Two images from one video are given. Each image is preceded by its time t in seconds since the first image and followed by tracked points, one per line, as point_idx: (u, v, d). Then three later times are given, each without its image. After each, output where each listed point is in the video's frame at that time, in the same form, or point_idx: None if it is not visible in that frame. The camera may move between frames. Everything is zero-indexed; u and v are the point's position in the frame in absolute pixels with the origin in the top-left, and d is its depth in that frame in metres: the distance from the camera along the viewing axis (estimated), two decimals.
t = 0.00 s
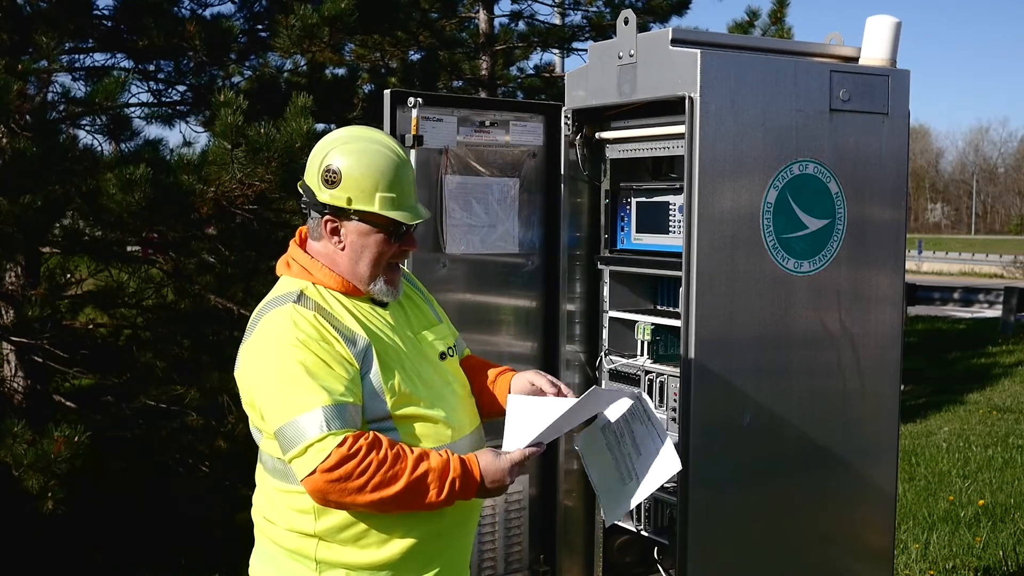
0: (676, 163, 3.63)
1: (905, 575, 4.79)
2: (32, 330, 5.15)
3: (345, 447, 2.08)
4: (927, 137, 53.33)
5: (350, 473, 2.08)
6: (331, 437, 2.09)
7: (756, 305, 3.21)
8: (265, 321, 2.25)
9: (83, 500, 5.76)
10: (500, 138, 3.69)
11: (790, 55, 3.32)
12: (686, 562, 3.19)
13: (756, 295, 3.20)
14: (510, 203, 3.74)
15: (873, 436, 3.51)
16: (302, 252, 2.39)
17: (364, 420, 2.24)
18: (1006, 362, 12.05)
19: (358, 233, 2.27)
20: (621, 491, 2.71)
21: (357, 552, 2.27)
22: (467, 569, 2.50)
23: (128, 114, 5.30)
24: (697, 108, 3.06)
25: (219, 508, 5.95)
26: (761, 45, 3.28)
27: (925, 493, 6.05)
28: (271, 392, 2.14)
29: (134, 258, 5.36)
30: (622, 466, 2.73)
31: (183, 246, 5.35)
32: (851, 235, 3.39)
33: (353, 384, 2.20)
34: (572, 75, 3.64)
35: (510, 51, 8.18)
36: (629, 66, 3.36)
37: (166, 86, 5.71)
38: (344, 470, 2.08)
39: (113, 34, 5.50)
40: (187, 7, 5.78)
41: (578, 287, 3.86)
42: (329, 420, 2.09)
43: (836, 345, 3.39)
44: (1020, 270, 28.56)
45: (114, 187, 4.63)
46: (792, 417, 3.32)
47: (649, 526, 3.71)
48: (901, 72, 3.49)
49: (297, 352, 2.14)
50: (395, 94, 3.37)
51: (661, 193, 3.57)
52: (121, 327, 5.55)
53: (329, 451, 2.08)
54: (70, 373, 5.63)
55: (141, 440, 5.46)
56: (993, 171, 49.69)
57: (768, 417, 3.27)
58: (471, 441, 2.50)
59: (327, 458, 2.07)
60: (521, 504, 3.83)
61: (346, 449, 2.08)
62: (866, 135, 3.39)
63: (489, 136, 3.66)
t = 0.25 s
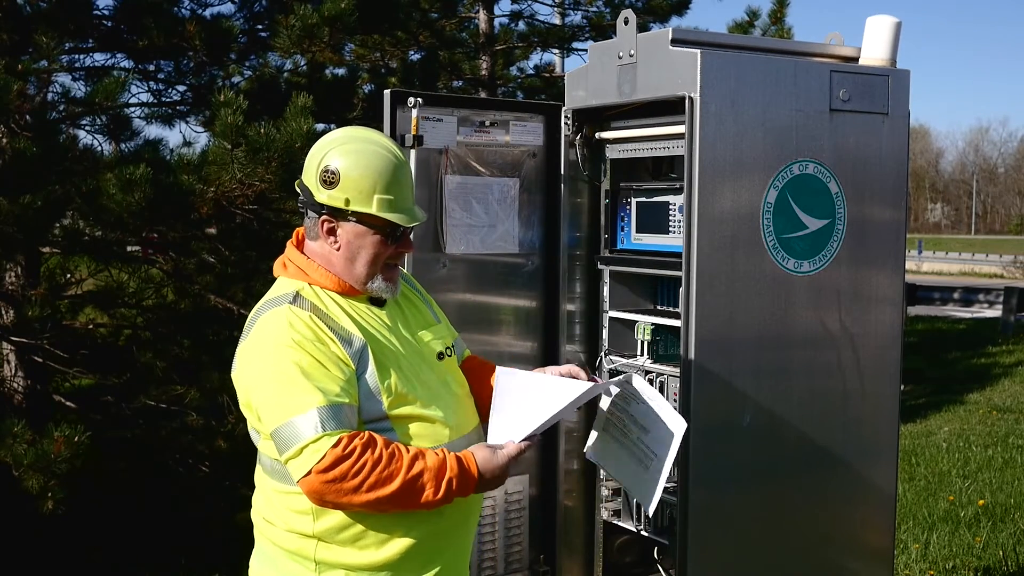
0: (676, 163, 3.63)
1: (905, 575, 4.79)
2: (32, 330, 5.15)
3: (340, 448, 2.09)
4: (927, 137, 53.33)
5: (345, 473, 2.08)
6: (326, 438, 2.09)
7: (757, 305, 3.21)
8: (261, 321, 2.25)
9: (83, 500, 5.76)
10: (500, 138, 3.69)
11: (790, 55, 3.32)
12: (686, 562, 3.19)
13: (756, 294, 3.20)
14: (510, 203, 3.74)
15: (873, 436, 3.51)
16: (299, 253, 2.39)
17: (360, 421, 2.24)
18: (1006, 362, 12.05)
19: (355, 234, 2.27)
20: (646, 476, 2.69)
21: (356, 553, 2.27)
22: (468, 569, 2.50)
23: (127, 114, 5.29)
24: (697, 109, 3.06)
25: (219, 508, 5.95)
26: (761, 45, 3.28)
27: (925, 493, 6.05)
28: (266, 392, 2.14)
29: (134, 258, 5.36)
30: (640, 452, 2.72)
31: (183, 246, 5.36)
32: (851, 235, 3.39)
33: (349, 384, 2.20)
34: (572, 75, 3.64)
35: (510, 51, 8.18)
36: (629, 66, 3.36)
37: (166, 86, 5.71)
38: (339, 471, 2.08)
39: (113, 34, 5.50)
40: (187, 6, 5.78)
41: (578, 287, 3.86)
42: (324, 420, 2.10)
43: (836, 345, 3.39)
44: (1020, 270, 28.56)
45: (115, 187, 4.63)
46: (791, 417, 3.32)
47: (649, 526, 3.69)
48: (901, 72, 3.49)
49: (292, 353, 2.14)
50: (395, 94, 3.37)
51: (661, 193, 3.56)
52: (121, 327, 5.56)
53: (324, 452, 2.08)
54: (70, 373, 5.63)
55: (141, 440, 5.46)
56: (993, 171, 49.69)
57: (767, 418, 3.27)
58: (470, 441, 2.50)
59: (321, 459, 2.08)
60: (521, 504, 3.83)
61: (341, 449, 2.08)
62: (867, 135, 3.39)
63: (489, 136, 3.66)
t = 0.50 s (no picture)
0: (676, 163, 3.64)
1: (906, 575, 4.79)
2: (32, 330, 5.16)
3: (340, 448, 2.08)
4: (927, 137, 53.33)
5: (346, 474, 2.08)
6: (326, 438, 2.09)
7: (757, 305, 3.21)
8: (259, 323, 2.25)
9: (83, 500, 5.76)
10: (500, 138, 3.69)
11: (790, 55, 3.31)
12: (686, 563, 3.19)
13: (756, 294, 3.20)
14: (510, 203, 3.75)
15: (873, 436, 3.51)
16: (298, 254, 2.39)
17: (359, 421, 2.24)
18: (1006, 362, 12.05)
19: (353, 236, 2.27)
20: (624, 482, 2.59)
21: (357, 553, 2.27)
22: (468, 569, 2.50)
23: (127, 114, 5.29)
24: (697, 109, 3.06)
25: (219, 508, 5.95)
26: (761, 45, 3.28)
27: (925, 493, 6.04)
28: (266, 393, 2.14)
29: (134, 258, 5.41)
30: (616, 455, 2.62)
31: (183, 246, 5.39)
32: (851, 235, 3.39)
33: (349, 384, 2.20)
34: (572, 75, 3.64)
35: (510, 51, 8.18)
36: (629, 66, 3.36)
37: (166, 86, 5.71)
38: (340, 471, 2.08)
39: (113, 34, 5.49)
40: (187, 6, 5.78)
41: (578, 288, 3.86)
42: (324, 421, 2.10)
43: (836, 345, 3.39)
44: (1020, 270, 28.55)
45: (115, 187, 4.63)
46: (792, 418, 3.32)
47: (649, 526, 3.68)
48: (901, 72, 3.48)
49: (291, 354, 2.14)
50: (395, 94, 3.37)
51: (661, 193, 3.56)
52: (121, 327, 5.57)
53: (324, 452, 2.08)
54: (70, 373, 5.63)
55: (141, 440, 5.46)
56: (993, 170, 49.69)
57: (767, 418, 3.27)
58: (469, 440, 2.50)
59: (322, 459, 2.07)
60: (521, 504, 3.83)
61: (342, 450, 2.08)
62: (867, 135, 3.39)
63: (489, 136, 3.66)
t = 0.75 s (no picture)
0: (676, 163, 3.63)
1: (906, 575, 4.79)
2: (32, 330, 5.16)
3: (348, 448, 2.08)
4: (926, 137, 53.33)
5: (354, 475, 2.08)
6: (333, 438, 2.09)
7: (757, 305, 3.21)
8: (262, 323, 2.24)
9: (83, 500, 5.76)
10: (500, 138, 3.69)
11: (790, 55, 3.31)
12: (686, 562, 3.19)
13: (756, 294, 3.20)
14: (510, 203, 3.75)
15: (873, 436, 3.51)
16: (298, 254, 2.39)
17: (363, 421, 2.24)
18: (1006, 362, 12.05)
19: (354, 238, 2.27)
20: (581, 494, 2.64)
21: (358, 552, 2.27)
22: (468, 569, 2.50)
23: (127, 114, 5.29)
24: (697, 108, 3.06)
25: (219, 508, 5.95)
26: (761, 45, 3.28)
27: (925, 493, 6.04)
28: (270, 393, 2.14)
29: (134, 258, 5.41)
30: (581, 468, 2.66)
31: (183, 246, 5.39)
32: (851, 235, 3.39)
33: (353, 385, 2.20)
34: (572, 75, 3.64)
35: (510, 51, 8.17)
36: (629, 66, 3.36)
37: (166, 86, 5.72)
38: (347, 471, 2.08)
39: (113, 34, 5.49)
40: (187, 6, 5.78)
41: (578, 287, 3.86)
42: (331, 420, 2.10)
43: (836, 345, 3.39)
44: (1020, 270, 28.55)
45: (115, 187, 4.63)
46: (792, 417, 3.32)
47: (649, 526, 3.68)
48: (901, 72, 3.48)
49: (295, 354, 2.14)
50: (395, 94, 3.37)
51: (661, 193, 3.56)
52: (121, 327, 5.57)
53: (331, 453, 2.07)
54: (70, 374, 5.63)
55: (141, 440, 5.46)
56: (993, 171, 49.69)
57: (767, 417, 3.27)
58: (472, 440, 2.50)
59: (329, 459, 2.07)
60: (521, 505, 3.83)
61: (350, 450, 2.08)
62: (867, 135, 3.39)
63: (489, 136, 3.66)
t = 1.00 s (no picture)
0: (676, 163, 3.64)
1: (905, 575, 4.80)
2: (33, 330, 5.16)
3: (350, 449, 2.09)
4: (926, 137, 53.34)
5: (356, 475, 2.09)
6: (336, 438, 2.10)
7: (756, 304, 3.22)
8: (266, 322, 2.25)
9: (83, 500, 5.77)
10: (500, 138, 3.70)
11: (790, 55, 3.32)
12: (686, 562, 3.20)
13: (756, 293, 3.21)
14: (510, 203, 3.75)
15: (873, 435, 3.52)
16: (302, 254, 2.40)
17: (366, 422, 2.25)
18: (1006, 362, 12.06)
19: (358, 237, 2.28)
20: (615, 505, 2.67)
21: (358, 552, 2.28)
22: (468, 569, 2.51)
23: (128, 114, 5.29)
24: (697, 109, 3.07)
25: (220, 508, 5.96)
26: (761, 46, 3.29)
27: (924, 492, 6.05)
28: (273, 393, 2.15)
29: (135, 258, 5.45)
30: (614, 480, 2.71)
31: (183, 246, 5.40)
32: (851, 235, 3.40)
33: (356, 385, 2.21)
34: (572, 75, 3.65)
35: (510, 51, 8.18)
36: (629, 67, 3.37)
37: (166, 87, 5.72)
38: (349, 472, 2.09)
39: (114, 34, 5.50)
40: (187, 6, 5.79)
41: (578, 287, 3.86)
42: (334, 421, 2.11)
43: (836, 345, 3.40)
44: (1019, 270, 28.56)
45: (115, 187, 4.64)
46: (791, 417, 3.33)
47: (649, 526, 3.69)
48: (900, 72, 3.50)
49: (299, 354, 2.15)
50: (396, 94, 3.38)
51: (661, 193, 3.57)
52: (122, 327, 5.58)
53: (334, 453, 2.08)
54: (71, 374, 5.65)
55: (142, 439, 5.47)
56: (992, 171, 49.69)
57: (767, 417, 3.28)
58: (471, 441, 2.52)
59: (332, 459, 2.08)
60: (521, 504, 3.84)
61: (352, 451, 2.09)
62: (866, 135, 3.40)
63: (489, 137, 3.67)
